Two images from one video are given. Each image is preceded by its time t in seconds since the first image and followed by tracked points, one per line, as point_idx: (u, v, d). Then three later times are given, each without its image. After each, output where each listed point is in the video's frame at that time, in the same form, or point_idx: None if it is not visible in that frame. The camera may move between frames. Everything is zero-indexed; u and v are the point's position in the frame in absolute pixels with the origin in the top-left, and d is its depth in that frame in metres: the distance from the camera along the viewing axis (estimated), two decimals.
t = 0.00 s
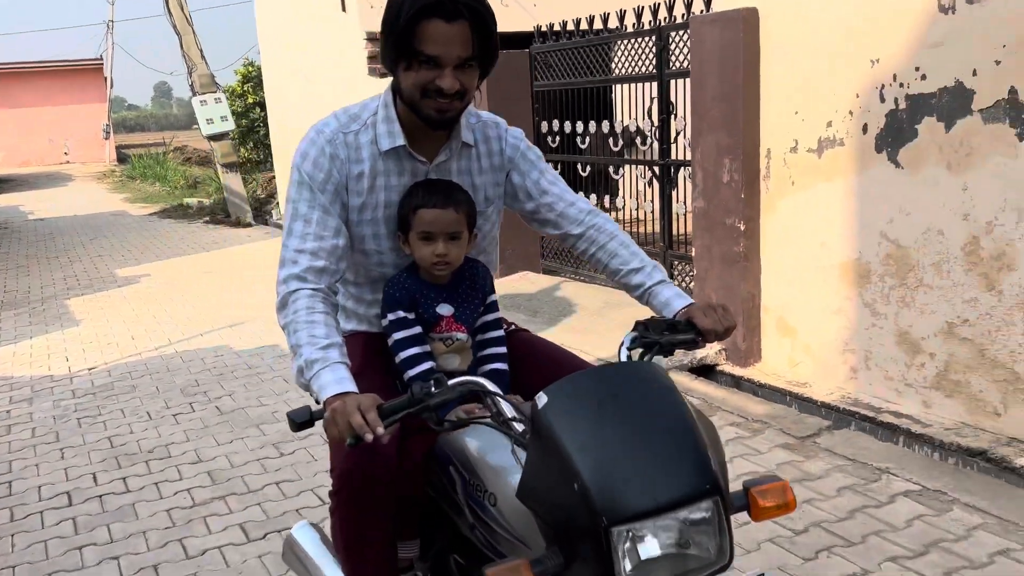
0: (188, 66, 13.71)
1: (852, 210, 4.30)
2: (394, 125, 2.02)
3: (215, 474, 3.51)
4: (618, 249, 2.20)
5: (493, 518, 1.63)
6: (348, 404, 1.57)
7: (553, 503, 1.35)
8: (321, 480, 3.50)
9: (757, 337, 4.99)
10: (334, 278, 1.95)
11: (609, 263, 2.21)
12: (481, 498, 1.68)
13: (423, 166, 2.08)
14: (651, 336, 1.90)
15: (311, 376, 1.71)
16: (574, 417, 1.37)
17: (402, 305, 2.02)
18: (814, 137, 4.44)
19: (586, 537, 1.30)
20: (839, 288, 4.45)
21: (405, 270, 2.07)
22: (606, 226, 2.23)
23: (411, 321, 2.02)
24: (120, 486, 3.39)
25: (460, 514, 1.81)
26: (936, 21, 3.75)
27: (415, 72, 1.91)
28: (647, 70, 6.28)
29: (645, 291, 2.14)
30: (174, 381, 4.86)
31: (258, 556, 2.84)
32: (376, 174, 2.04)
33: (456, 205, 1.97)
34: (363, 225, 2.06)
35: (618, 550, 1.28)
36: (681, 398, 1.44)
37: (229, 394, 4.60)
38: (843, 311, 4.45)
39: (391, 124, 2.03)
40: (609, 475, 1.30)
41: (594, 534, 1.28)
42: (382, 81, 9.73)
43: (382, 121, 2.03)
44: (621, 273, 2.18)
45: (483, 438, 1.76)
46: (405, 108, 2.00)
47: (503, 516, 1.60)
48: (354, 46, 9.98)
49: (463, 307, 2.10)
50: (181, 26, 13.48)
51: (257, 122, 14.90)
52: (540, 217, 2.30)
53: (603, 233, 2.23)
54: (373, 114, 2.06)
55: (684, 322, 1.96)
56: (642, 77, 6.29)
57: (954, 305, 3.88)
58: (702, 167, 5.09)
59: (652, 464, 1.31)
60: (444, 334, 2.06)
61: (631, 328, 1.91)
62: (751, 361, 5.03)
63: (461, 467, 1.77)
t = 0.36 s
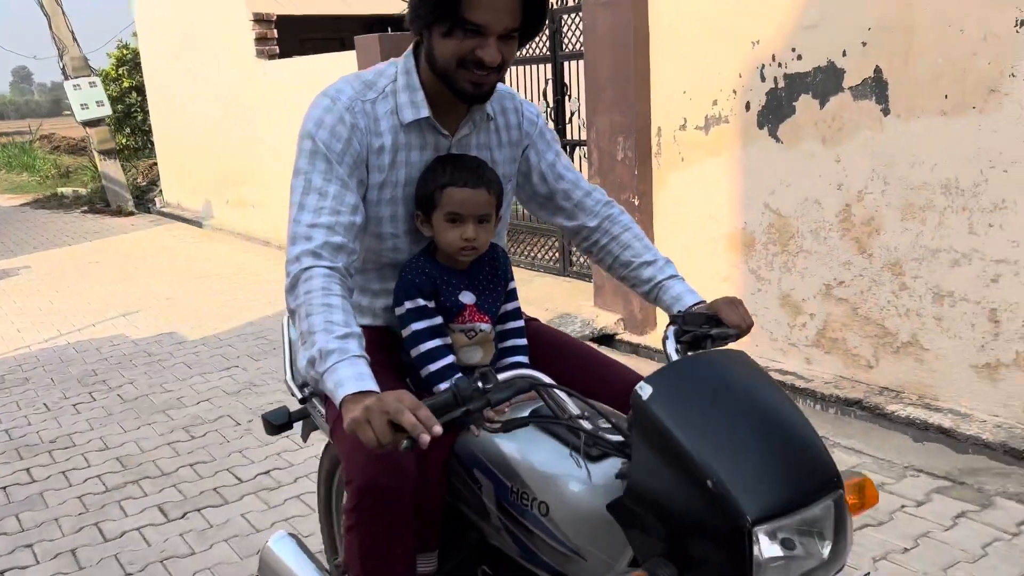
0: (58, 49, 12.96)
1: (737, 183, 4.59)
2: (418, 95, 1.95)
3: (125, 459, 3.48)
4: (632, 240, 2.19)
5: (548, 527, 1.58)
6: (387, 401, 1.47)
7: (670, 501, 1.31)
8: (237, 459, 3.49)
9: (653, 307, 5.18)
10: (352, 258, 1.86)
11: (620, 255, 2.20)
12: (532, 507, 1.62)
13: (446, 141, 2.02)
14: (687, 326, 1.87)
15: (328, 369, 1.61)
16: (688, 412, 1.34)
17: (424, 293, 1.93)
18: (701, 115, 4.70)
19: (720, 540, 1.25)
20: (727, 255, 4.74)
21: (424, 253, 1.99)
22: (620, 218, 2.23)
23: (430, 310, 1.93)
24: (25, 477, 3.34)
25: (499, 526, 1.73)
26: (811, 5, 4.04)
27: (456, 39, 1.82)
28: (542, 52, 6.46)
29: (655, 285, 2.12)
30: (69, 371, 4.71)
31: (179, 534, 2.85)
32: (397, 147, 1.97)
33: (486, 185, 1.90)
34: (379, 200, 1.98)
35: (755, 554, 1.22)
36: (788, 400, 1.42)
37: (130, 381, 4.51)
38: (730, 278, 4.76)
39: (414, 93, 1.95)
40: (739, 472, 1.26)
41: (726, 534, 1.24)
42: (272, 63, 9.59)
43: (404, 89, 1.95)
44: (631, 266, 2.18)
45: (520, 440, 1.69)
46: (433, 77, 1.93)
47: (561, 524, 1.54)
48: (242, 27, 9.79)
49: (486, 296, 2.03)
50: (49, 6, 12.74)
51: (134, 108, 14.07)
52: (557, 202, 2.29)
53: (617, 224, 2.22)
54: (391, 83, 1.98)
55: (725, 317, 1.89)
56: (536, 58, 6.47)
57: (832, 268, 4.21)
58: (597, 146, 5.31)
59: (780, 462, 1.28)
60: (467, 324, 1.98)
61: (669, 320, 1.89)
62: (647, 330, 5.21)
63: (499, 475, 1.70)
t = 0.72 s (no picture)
0: None
1: (638, 165, 4.83)
2: (439, 69, 1.81)
3: (39, 451, 3.45)
4: (652, 220, 2.13)
5: (611, 508, 1.57)
6: (466, 378, 1.39)
7: (775, 474, 1.35)
8: (157, 445, 3.49)
9: (562, 286, 5.43)
10: (386, 236, 1.72)
11: (637, 235, 2.14)
12: (594, 489, 1.60)
13: (465, 116, 1.88)
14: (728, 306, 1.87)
15: (385, 346, 1.51)
16: (786, 382, 1.41)
17: (450, 276, 1.76)
18: (603, 101, 4.90)
19: (826, 507, 1.31)
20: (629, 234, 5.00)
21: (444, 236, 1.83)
22: (637, 198, 2.17)
23: (458, 296, 1.76)
24: None
25: (552, 511, 1.70)
26: None
27: (484, 15, 1.65)
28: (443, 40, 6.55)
29: (675, 266, 2.08)
30: None
31: (105, 518, 2.86)
32: (420, 123, 1.82)
33: (506, 164, 1.75)
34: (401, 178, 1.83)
35: (861, 519, 1.30)
36: (864, 370, 1.51)
37: (36, 376, 4.41)
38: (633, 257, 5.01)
39: (435, 66, 1.81)
40: (844, 442, 1.34)
41: (836, 505, 1.30)
42: (166, 52, 9.33)
43: (424, 62, 1.81)
44: (651, 247, 2.12)
45: (575, 423, 1.66)
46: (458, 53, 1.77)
47: (633, 503, 1.54)
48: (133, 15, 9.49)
49: (510, 280, 1.87)
50: None
51: (12, 99, 13.17)
52: (571, 183, 2.20)
53: (635, 203, 2.16)
54: (411, 55, 1.83)
55: (759, 297, 1.88)
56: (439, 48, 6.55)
57: (726, 244, 4.52)
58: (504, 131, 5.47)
59: (875, 431, 1.37)
60: (494, 310, 1.81)
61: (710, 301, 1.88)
62: (557, 309, 5.49)
63: (555, 459, 1.67)
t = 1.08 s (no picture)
0: None
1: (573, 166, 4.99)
2: (496, 56, 1.83)
3: None
4: (688, 212, 2.12)
5: (657, 496, 1.58)
6: (527, 369, 1.47)
7: (824, 457, 1.37)
8: (100, 450, 3.47)
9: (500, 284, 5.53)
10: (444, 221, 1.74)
11: (673, 226, 2.12)
12: (639, 475, 1.60)
13: (519, 104, 1.91)
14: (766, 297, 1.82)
15: (444, 333, 1.58)
16: (833, 369, 1.42)
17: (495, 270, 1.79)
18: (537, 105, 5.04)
19: (872, 488, 1.32)
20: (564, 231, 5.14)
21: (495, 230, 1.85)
22: (674, 190, 2.16)
23: (506, 286, 1.80)
24: None
25: (589, 499, 1.70)
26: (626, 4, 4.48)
27: (550, 8, 1.69)
28: (377, 45, 6.63)
29: (709, 258, 2.05)
30: None
31: (52, 523, 2.86)
32: (477, 109, 1.85)
33: (559, 161, 1.78)
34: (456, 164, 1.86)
35: (909, 500, 1.31)
36: (907, 359, 1.51)
37: None
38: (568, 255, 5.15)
39: (492, 53, 1.83)
40: (892, 425, 1.35)
41: (883, 486, 1.31)
42: (87, 54, 9.12)
43: (481, 50, 1.83)
44: (686, 239, 2.11)
45: (621, 413, 1.67)
46: (515, 42, 1.80)
47: (680, 487, 1.54)
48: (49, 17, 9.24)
49: (553, 274, 1.91)
50: None
51: None
52: (611, 173, 2.20)
53: (672, 196, 2.15)
54: (468, 43, 1.85)
55: (794, 290, 1.83)
56: (371, 52, 6.61)
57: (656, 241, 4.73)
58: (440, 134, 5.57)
59: (920, 415, 1.39)
60: (537, 302, 1.87)
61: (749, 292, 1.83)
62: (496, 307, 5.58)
63: (598, 448, 1.67)
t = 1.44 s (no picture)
0: None
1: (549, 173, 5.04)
2: (527, 67, 1.88)
3: None
4: (706, 216, 2.19)
5: (706, 485, 1.63)
6: (593, 363, 1.53)
7: (882, 441, 1.46)
8: (83, 462, 3.43)
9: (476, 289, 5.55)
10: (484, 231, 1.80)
11: (693, 231, 2.20)
12: (688, 466, 1.66)
13: (546, 114, 1.97)
14: (798, 295, 1.88)
15: (502, 332, 1.63)
16: (884, 359, 1.51)
17: (525, 273, 1.85)
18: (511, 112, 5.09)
19: (929, 471, 1.41)
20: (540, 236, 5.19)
21: (523, 236, 1.92)
22: (691, 195, 2.23)
23: (534, 291, 1.87)
24: None
25: (636, 493, 1.74)
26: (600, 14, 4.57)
27: (588, 26, 1.76)
28: (346, 53, 6.60)
29: (730, 260, 2.13)
30: None
31: (42, 534, 2.84)
32: (508, 120, 1.90)
33: (589, 166, 1.83)
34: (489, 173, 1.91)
35: (963, 479, 1.40)
36: (946, 351, 1.61)
37: None
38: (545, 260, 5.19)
39: (522, 64, 1.88)
40: (943, 410, 1.44)
41: (940, 466, 1.40)
42: (41, 61, 8.92)
43: (513, 61, 1.88)
44: (706, 242, 2.18)
45: (665, 406, 1.72)
46: (549, 55, 1.86)
47: (732, 478, 1.60)
48: None
49: (581, 276, 1.96)
50: None
51: None
52: (628, 178, 2.26)
53: (688, 201, 2.22)
54: (499, 54, 1.90)
55: (821, 285, 1.92)
56: (341, 59, 6.58)
57: (632, 246, 4.82)
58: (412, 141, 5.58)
59: (966, 401, 1.48)
60: (566, 305, 1.91)
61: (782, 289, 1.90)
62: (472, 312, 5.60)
63: (643, 441, 1.71)
